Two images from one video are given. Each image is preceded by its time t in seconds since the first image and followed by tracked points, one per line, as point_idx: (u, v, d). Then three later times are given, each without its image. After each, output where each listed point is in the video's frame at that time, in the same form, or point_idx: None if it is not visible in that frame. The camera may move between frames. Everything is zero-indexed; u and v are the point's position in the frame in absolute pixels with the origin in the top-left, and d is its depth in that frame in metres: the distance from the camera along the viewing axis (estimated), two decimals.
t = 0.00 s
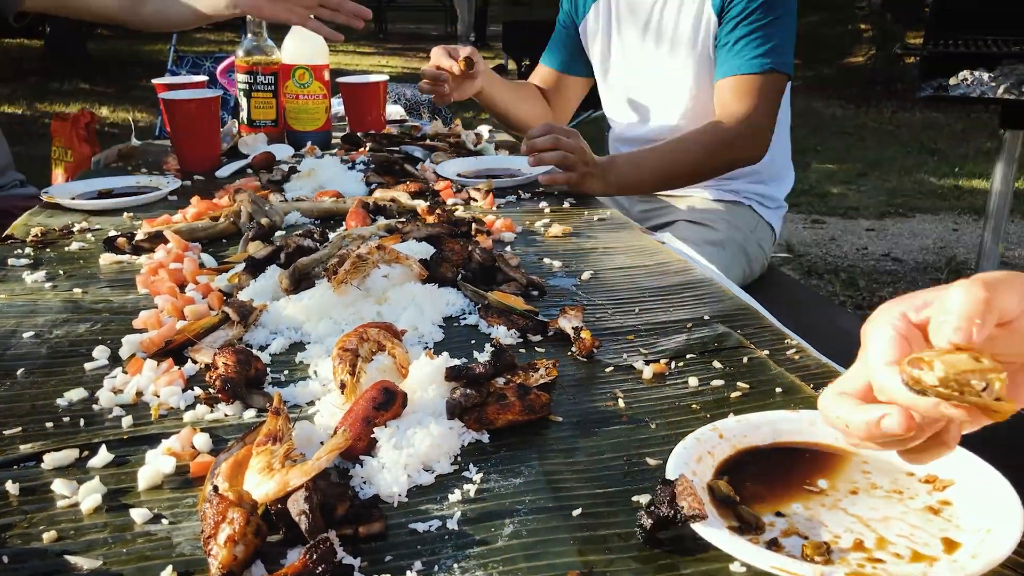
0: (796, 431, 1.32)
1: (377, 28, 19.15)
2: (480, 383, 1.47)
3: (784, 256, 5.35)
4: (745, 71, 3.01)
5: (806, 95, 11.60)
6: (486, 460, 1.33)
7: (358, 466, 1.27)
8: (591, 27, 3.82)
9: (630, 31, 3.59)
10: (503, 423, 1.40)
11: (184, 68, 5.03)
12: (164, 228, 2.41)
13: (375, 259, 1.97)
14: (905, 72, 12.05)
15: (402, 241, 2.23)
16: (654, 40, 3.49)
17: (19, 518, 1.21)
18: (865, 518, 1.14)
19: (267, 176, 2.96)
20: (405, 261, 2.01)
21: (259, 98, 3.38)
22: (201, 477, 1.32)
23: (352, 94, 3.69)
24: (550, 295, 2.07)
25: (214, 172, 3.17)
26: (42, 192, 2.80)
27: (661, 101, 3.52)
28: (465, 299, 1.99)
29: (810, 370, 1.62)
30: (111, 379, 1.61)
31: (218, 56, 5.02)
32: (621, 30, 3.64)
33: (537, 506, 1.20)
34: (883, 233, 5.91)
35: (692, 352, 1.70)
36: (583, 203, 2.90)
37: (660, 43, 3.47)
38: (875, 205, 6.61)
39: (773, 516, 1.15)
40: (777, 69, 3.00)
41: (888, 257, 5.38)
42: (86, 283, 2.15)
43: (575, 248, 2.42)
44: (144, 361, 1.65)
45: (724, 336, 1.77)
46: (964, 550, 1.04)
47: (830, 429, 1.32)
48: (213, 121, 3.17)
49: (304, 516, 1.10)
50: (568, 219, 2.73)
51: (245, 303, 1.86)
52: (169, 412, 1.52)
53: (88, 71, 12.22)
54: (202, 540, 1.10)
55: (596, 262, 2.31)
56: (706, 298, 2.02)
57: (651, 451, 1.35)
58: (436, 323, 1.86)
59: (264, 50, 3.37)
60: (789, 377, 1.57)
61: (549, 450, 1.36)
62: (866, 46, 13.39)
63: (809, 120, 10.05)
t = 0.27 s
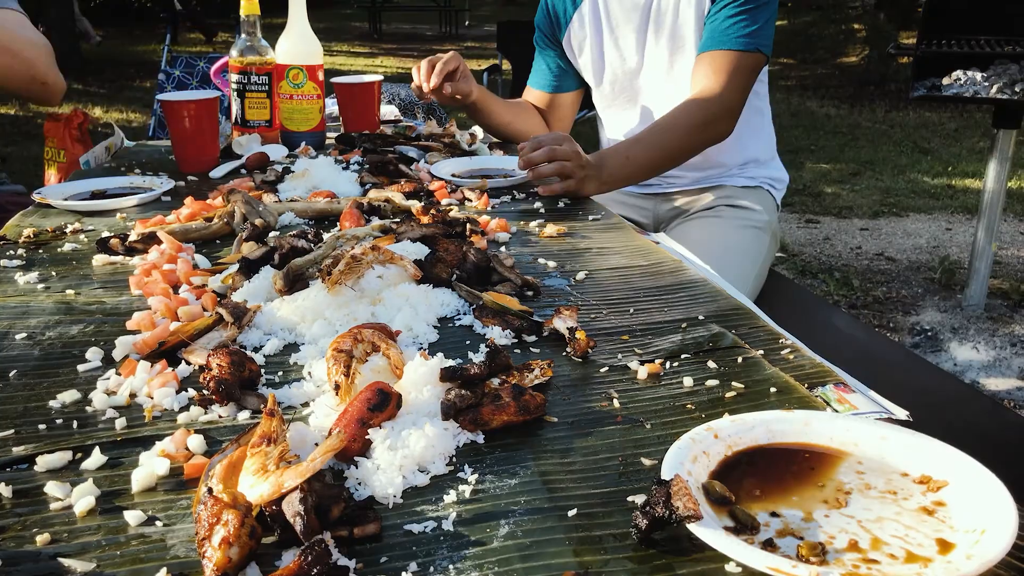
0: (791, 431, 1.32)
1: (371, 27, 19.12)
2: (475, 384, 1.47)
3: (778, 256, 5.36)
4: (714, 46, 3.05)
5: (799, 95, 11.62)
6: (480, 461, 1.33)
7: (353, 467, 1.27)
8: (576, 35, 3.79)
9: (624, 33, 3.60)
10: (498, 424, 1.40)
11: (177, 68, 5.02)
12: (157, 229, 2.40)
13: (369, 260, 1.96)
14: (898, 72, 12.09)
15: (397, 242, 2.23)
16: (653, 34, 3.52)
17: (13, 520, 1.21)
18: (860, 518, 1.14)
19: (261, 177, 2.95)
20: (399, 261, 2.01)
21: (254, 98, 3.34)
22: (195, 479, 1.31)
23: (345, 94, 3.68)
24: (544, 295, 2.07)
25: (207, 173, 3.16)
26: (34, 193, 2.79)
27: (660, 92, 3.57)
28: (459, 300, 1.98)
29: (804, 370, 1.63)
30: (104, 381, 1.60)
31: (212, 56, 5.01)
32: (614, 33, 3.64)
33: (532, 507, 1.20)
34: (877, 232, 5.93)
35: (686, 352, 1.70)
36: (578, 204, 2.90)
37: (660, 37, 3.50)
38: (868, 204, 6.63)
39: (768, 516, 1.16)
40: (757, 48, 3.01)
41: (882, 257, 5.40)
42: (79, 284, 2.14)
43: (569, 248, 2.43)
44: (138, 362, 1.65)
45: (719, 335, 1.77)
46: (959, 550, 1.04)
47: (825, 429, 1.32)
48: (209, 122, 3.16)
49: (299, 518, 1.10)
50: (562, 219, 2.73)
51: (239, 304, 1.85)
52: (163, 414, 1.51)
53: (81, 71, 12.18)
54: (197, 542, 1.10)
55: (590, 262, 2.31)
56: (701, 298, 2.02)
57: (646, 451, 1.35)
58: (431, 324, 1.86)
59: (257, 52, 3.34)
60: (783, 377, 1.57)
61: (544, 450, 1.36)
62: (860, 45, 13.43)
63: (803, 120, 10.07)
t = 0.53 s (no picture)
0: (784, 431, 1.32)
1: (363, 27, 19.08)
2: (469, 385, 1.47)
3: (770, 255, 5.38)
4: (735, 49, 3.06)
5: (792, 94, 11.64)
6: (474, 462, 1.32)
7: (346, 469, 1.26)
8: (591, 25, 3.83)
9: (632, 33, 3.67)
10: (491, 425, 1.39)
11: (169, 68, 5.00)
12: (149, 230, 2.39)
13: (361, 260, 1.96)
14: (889, 72, 12.14)
15: (389, 243, 2.23)
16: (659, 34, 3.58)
17: (2, 524, 1.20)
18: (853, 518, 1.14)
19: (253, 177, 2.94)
20: (392, 262, 2.00)
21: (245, 98, 3.35)
22: (187, 482, 1.30)
23: (337, 94, 3.67)
24: (537, 295, 2.07)
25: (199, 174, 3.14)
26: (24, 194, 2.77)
27: (672, 83, 3.63)
28: (452, 300, 1.98)
29: (797, 369, 1.63)
30: (95, 383, 1.59)
31: (203, 56, 4.99)
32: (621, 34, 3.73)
33: (525, 508, 1.20)
34: (869, 231, 5.95)
35: (679, 352, 1.70)
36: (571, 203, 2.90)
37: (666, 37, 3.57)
38: (860, 203, 6.65)
39: (762, 517, 1.16)
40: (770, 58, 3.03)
41: (873, 255, 5.42)
42: (69, 286, 2.13)
43: (562, 248, 2.42)
44: (129, 364, 1.64)
45: (712, 335, 1.77)
46: (952, 550, 1.05)
47: (818, 428, 1.32)
48: (202, 122, 3.15)
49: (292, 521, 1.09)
50: (555, 219, 2.73)
51: (231, 305, 1.84)
52: (154, 416, 1.50)
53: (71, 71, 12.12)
54: (189, 546, 1.09)
55: (583, 262, 2.31)
56: (693, 297, 2.03)
57: (639, 451, 1.35)
58: (424, 325, 1.85)
59: (248, 51, 3.34)
60: (776, 377, 1.57)
61: (538, 451, 1.36)
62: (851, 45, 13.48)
63: (794, 120, 10.10)
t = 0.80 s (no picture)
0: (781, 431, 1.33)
1: (357, 28, 19.05)
2: (464, 386, 1.47)
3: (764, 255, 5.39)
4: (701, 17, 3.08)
5: (786, 95, 11.65)
6: (469, 463, 1.32)
7: (342, 470, 1.26)
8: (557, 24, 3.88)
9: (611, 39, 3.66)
10: (486, 426, 1.39)
11: (162, 69, 4.99)
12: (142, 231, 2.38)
13: (355, 261, 1.95)
14: (882, 72, 12.18)
15: (383, 243, 2.22)
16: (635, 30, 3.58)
17: None
18: (848, 518, 1.15)
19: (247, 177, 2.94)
20: (386, 262, 2.00)
21: (239, 99, 3.33)
22: (181, 484, 1.30)
23: (331, 95, 3.66)
24: (532, 295, 2.07)
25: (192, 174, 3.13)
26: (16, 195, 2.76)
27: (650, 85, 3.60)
28: (447, 301, 1.98)
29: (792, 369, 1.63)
30: (89, 385, 1.58)
31: (196, 57, 4.98)
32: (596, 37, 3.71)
33: (520, 508, 1.20)
34: (862, 231, 5.97)
35: (674, 352, 1.71)
36: (565, 204, 2.90)
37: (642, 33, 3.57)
38: (853, 203, 6.67)
39: (757, 516, 1.16)
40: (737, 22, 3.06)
41: (867, 255, 5.43)
42: (62, 287, 2.12)
43: (557, 248, 2.43)
44: (123, 366, 1.63)
45: (706, 335, 1.77)
46: (944, 551, 1.05)
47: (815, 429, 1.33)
48: (195, 122, 3.14)
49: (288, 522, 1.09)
50: (550, 219, 2.73)
51: (225, 306, 1.84)
52: (148, 418, 1.50)
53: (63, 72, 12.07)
54: (184, 548, 1.09)
55: (578, 262, 2.31)
56: (688, 297, 2.03)
57: (634, 451, 1.35)
58: (418, 325, 1.85)
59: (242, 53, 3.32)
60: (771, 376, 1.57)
61: (533, 451, 1.36)
62: (844, 46, 13.51)
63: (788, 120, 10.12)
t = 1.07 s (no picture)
0: (775, 431, 1.33)
1: (349, 27, 18.99)
2: (457, 386, 1.46)
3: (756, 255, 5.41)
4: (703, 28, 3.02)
5: (777, 94, 11.67)
6: (462, 464, 1.32)
7: (333, 472, 1.25)
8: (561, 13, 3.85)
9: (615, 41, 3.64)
10: (479, 427, 1.39)
11: (152, 69, 4.96)
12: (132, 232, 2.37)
13: (347, 262, 1.95)
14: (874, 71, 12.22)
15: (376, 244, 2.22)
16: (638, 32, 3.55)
17: None
18: (835, 519, 1.15)
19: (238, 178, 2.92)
20: (378, 263, 1.99)
21: (229, 99, 3.33)
22: (173, 486, 1.29)
23: (322, 95, 3.65)
24: (525, 296, 2.07)
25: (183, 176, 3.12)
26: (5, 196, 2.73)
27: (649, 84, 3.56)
28: (439, 301, 1.97)
29: (785, 368, 1.64)
30: (79, 388, 1.57)
31: (187, 57, 4.96)
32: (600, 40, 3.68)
33: (513, 509, 1.20)
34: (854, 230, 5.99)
35: (667, 352, 1.70)
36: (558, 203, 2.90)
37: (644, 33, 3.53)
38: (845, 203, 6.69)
39: (744, 514, 1.16)
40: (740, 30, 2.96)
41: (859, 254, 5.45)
42: (51, 289, 2.10)
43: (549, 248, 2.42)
44: (114, 368, 1.62)
45: (699, 335, 1.77)
46: (928, 554, 1.05)
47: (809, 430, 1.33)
48: (186, 123, 3.12)
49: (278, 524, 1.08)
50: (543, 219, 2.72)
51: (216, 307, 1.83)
52: (140, 420, 1.49)
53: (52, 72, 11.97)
54: (174, 551, 1.08)
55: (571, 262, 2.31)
56: (681, 297, 2.03)
57: (627, 451, 1.35)
58: (411, 326, 1.85)
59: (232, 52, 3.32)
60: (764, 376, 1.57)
61: (527, 452, 1.35)
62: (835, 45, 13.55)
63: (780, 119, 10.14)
